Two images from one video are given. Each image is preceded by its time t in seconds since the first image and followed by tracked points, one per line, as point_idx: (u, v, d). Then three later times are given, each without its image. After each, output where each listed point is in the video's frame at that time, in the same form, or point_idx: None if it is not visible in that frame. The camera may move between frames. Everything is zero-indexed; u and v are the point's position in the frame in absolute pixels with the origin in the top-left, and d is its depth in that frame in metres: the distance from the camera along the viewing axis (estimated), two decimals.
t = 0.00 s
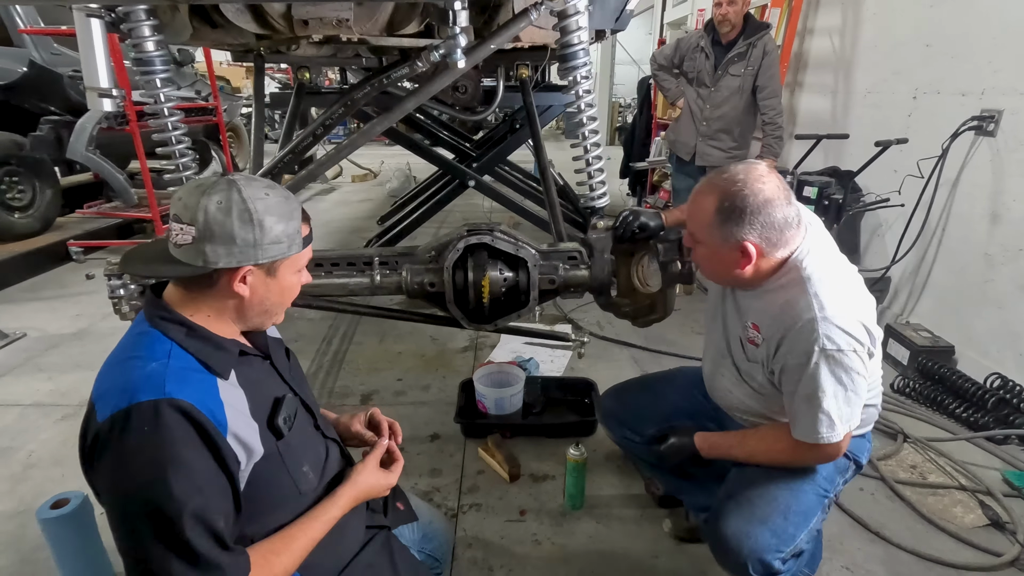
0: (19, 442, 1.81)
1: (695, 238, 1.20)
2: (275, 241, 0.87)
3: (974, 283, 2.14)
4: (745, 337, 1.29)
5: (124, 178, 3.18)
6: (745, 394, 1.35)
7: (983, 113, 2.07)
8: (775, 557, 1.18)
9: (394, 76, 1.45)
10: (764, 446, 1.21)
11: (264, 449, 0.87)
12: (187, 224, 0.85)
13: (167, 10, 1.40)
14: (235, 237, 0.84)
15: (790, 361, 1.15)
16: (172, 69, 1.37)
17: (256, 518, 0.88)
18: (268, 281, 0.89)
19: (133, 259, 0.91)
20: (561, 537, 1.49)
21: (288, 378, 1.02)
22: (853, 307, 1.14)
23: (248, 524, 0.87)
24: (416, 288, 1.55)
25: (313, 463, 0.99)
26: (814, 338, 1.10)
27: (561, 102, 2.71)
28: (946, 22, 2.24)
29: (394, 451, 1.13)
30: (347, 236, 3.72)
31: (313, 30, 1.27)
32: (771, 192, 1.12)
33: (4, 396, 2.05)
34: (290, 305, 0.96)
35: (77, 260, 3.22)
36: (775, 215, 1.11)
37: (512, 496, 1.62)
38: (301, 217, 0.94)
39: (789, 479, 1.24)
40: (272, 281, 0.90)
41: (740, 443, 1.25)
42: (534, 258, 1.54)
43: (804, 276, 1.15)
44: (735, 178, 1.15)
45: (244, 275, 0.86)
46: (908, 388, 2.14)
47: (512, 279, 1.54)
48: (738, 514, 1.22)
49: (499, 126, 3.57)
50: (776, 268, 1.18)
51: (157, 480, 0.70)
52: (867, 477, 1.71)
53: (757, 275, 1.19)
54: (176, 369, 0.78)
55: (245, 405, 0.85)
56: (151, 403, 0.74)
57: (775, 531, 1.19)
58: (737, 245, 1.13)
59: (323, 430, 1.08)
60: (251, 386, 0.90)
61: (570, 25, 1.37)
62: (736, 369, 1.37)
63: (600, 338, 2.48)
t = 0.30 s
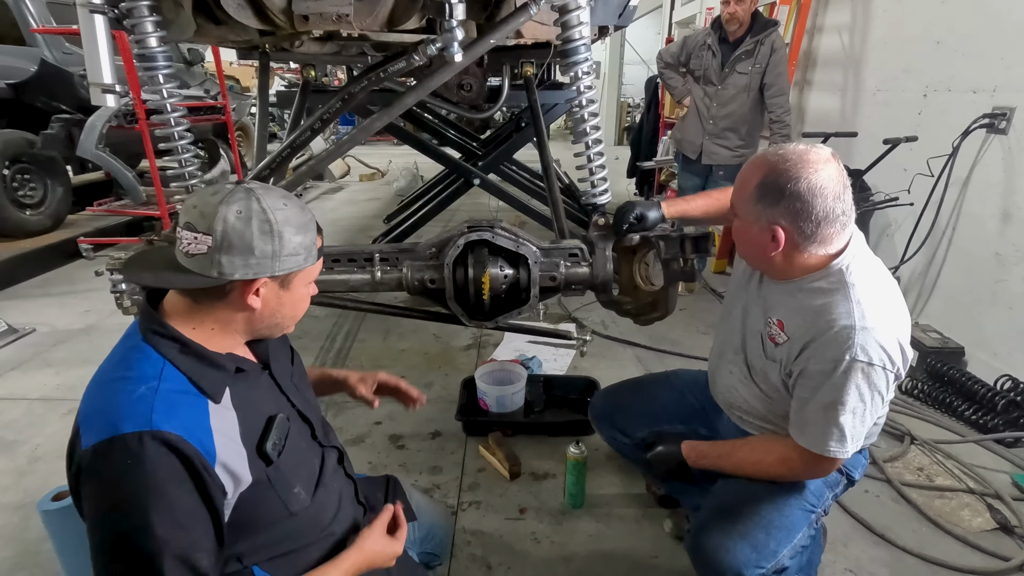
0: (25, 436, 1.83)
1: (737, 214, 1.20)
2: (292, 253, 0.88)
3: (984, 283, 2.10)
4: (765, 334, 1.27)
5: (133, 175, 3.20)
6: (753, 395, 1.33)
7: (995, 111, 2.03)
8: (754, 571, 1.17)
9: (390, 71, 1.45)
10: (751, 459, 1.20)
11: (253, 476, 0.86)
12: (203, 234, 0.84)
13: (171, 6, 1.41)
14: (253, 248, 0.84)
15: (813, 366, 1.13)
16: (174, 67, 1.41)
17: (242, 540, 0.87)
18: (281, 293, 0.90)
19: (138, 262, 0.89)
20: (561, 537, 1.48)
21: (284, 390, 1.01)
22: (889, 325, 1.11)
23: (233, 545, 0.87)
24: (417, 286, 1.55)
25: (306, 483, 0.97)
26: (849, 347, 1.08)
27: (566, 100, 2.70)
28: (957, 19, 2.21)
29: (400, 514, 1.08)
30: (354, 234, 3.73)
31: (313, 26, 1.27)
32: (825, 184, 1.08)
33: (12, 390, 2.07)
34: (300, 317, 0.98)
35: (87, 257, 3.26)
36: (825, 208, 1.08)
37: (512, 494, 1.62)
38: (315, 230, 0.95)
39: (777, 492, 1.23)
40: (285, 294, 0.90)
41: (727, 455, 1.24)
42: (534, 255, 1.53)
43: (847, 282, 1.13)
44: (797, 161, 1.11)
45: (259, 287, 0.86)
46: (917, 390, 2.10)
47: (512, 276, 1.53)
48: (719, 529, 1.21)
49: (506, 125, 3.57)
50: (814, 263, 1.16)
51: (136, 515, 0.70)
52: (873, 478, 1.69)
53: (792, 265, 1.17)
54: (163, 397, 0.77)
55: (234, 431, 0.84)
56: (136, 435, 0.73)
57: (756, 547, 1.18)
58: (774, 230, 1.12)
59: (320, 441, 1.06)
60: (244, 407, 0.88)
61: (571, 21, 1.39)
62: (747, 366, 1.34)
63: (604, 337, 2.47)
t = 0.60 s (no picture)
0: (31, 431, 1.84)
1: (772, 203, 1.11)
2: (311, 237, 0.88)
3: (997, 283, 2.06)
4: (767, 335, 1.25)
5: (141, 173, 3.22)
6: (758, 400, 1.30)
7: (1009, 108, 1.99)
8: None
9: (389, 64, 1.45)
10: (748, 462, 1.19)
11: (258, 460, 0.85)
12: (225, 220, 0.84)
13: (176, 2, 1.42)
14: (273, 234, 0.84)
15: (814, 361, 1.12)
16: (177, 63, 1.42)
17: (242, 523, 0.88)
18: (300, 277, 0.90)
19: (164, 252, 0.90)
20: (562, 537, 1.46)
21: (296, 380, 1.00)
22: (894, 319, 1.10)
23: (234, 527, 0.87)
24: (419, 282, 1.54)
25: (310, 472, 0.96)
26: (848, 339, 1.07)
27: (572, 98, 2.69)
28: (970, 14, 2.17)
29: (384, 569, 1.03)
30: (360, 233, 3.74)
31: (314, 20, 1.27)
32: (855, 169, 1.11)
33: (19, 385, 2.09)
34: (319, 301, 0.98)
35: (96, 255, 3.28)
36: (859, 191, 1.11)
37: (513, 494, 1.60)
38: (332, 214, 0.95)
39: (778, 501, 1.21)
40: (305, 278, 0.90)
41: (727, 459, 1.23)
42: (537, 252, 1.51)
43: (846, 280, 1.13)
44: (824, 147, 1.11)
45: (280, 271, 0.86)
46: (927, 392, 2.07)
47: (514, 273, 1.52)
48: (714, 535, 1.20)
49: (512, 124, 3.56)
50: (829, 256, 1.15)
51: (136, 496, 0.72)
52: (882, 482, 1.66)
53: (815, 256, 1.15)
54: (178, 378, 0.77)
55: (244, 416, 0.83)
56: (147, 416, 0.73)
57: (751, 557, 1.16)
58: (825, 213, 1.08)
59: (329, 433, 1.05)
60: (256, 393, 0.88)
61: (575, 15, 1.38)
62: (752, 373, 1.31)
63: (609, 337, 2.45)
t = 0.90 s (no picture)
0: (38, 428, 1.85)
1: (776, 196, 1.09)
2: (299, 218, 0.87)
3: (1011, 286, 2.03)
4: (768, 331, 1.23)
5: (150, 172, 3.24)
6: (760, 398, 1.28)
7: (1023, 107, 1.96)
8: None
9: (392, 62, 1.44)
10: (752, 459, 1.17)
11: (261, 453, 0.84)
12: (211, 207, 0.84)
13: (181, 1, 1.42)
14: (261, 216, 0.84)
15: (815, 355, 1.10)
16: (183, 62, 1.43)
17: (245, 516, 0.87)
18: (294, 261, 0.89)
19: (157, 245, 0.90)
20: (565, 539, 1.45)
21: (300, 376, 0.99)
22: (890, 308, 1.10)
23: (238, 521, 0.87)
24: (423, 282, 1.54)
25: (313, 468, 0.95)
26: (849, 330, 1.05)
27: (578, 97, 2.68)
28: (985, 12, 2.14)
29: (387, 570, 1.01)
30: (367, 232, 3.74)
31: (318, 19, 1.27)
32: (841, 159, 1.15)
33: (28, 382, 2.10)
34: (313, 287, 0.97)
35: (105, 253, 3.31)
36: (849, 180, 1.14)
37: (517, 495, 1.59)
38: (320, 196, 0.94)
39: (786, 505, 1.19)
40: (298, 262, 0.90)
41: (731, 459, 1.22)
42: (541, 252, 1.50)
43: (844, 271, 1.12)
44: (816, 139, 1.12)
45: (270, 255, 0.86)
46: (937, 395, 2.04)
47: (518, 273, 1.51)
48: (719, 537, 1.18)
49: (519, 123, 3.55)
50: (827, 249, 1.16)
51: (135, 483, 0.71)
52: (891, 486, 1.63)
53: (816, 250, 1.15)
54: (179, 366, 0.77)
55: (245, 407, 0.83)
56: (148, 403, 0.73)
57: (756, 559, 1.14)
58: (825, 201, 1.10)
59: (331, 431, 1.04)
60: (258, 386, 0.88)
61: (580, 12, 1.39)
62: (753, 370, 1.30)
63: (615, 337, 2.43)
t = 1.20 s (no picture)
0: (47, 424, 1.87)
1: (747, 195, 1.13)
2: (329, 216, 0.88)
3: None
4: (776, 331, 1.23)
5: (158, 171, 3.25)
6: (774, 397, 1.27)
7: None
8: None
9: (400, 60, 1.44)
10: (765, 459, 1.17)
11: (279, 450, 0.84)
12: (244, 205, 0.84)
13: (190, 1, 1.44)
14: (293, 214, 0.84)
15: (825, 353, 1.09)
16: (191, 60, 1.43)
17: (259, 512, 0.87)
18: (322, 258, 0.89)
19: (186, 239, 0.90)
20: (571, 538, 1.45)
21: (319, 376, 0.99)
22: (899, 308, 1.09)
23: (253, 517, 0.87)
24: (430, 280, 1.53)
25: (327, 467, 0.96)
26: (858, 327, 1.05)
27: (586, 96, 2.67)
28: (998, 10, 2.12)
29: (396, 569, 1.02)
30: (373, 232, 3.75)
31: (326, 17, 1.27)
32: (839, 163, 1.10)
33: (37, 379, 2.12)
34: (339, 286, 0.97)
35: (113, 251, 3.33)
36: (846, 184, 1.09)
37: (523, 494, 1.59)
38: (346, 194, 0.94)
39: (800, 505, 1.18)
40: (326, 259, 0.90)
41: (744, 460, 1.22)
42: (549, 251, 1.49)
43: (850, 269, 1.11)
44: (809, 141, 1.12)
45: (301, 252, 0.86)
46: (947, 397, 2.02)
47: (525, 272, 1.50)
48: (730, 536, 1.18)
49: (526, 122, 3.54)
50: (832, 249, 1.14)
51: (159, 469, 0.71)
52: (901, 488, 1.62)
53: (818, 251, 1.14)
54: (207, 357, 0.78)
55: (268, 402, 0.83)
56: (177, 390, 0.73)
57: (770, 559, 1.13)
58: (796, 204, 1.07)
59: (345, 432, 1.04)
60: (281, 382, 0.88)
61: (589, 10, 1.38)
62: (766, 371, 1.29)
63: (622, 337, 2.42)
